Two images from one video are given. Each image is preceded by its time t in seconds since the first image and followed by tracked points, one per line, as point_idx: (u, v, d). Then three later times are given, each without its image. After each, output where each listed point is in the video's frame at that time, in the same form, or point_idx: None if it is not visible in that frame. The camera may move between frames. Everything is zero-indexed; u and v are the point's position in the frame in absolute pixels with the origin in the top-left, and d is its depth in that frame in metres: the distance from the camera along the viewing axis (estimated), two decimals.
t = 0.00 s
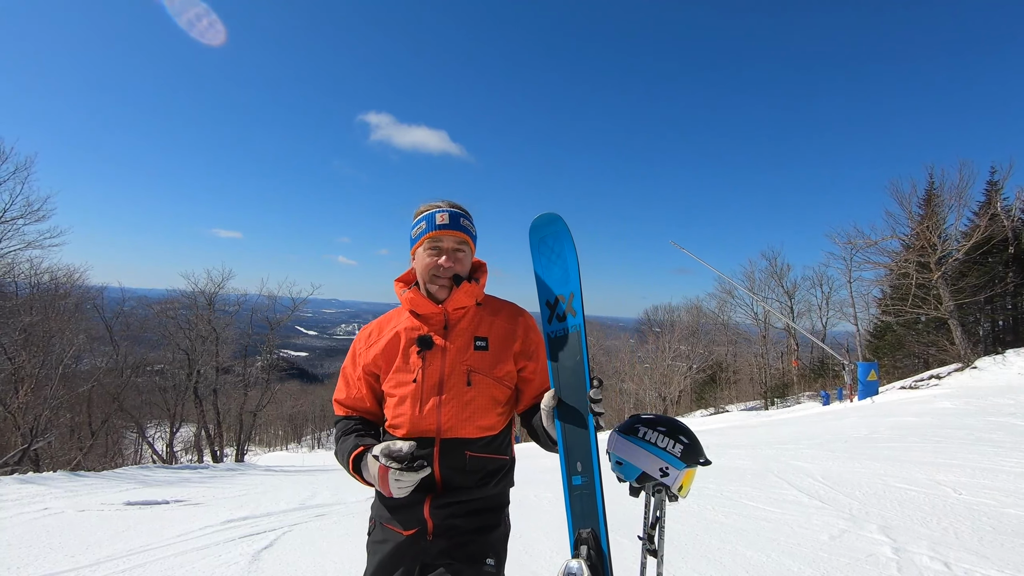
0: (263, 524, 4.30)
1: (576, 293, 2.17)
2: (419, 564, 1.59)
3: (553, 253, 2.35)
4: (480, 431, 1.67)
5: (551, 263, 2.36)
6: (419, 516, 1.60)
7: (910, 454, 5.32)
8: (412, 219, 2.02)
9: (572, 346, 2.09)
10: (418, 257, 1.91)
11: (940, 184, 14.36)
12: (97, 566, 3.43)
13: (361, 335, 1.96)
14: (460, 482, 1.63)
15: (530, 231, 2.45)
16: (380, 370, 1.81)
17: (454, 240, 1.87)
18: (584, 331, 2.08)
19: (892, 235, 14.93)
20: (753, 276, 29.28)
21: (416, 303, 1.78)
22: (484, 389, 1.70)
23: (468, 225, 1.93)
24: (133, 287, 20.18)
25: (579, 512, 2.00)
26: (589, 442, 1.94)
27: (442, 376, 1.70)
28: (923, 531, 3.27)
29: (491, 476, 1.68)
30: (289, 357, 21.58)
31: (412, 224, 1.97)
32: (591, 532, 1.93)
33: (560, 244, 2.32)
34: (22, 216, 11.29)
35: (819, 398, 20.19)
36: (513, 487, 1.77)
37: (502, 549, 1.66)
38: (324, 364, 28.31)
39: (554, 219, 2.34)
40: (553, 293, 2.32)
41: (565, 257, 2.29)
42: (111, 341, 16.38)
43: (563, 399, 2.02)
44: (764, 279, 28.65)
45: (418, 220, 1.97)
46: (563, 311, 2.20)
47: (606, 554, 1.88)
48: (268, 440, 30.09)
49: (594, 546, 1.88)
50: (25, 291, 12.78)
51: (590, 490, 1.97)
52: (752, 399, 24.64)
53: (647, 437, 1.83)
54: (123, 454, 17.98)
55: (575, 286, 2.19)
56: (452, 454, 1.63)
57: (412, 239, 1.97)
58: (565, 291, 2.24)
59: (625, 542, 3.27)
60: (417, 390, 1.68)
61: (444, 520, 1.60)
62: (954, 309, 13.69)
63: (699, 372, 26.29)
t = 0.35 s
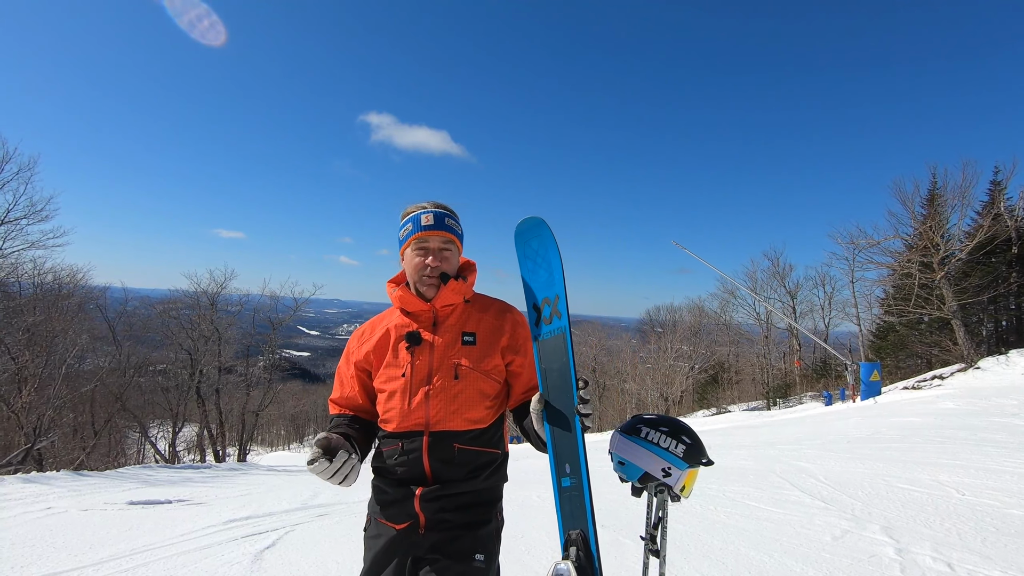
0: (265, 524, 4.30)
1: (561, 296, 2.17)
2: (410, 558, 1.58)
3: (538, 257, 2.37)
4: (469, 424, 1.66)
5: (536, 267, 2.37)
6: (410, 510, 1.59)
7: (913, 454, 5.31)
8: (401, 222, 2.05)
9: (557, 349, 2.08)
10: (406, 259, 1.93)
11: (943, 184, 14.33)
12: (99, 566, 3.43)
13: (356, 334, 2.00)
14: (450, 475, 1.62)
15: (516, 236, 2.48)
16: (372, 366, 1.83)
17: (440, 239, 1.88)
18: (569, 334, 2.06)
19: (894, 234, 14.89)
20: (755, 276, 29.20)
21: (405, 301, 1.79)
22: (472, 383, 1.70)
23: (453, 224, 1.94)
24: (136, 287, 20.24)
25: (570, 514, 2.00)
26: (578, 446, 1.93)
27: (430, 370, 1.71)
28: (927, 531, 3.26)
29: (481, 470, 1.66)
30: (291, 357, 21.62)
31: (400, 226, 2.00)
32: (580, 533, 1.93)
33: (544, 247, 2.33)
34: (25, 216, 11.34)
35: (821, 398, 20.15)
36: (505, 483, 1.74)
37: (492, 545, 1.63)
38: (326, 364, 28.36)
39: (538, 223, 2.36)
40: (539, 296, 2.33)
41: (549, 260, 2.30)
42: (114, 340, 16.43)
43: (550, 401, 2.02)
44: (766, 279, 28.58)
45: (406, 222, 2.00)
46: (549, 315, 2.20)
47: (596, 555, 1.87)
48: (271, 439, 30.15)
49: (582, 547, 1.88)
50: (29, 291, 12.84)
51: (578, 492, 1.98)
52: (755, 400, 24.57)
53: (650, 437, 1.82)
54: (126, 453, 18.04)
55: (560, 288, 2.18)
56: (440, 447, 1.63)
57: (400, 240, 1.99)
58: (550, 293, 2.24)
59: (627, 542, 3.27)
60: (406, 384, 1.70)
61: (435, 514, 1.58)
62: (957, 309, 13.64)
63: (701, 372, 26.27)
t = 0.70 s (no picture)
0: (267, 523, 4.31)
1: (561, 294, 2.18)
2: (423, 558, 1.60)
3: (538, 254, 2.37)
4: (473, 420, 1.66)
5: (537, 264, 2.37)
6: (418, 510, 1.60)
7: (916, 454, 5.30)
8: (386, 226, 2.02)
9: (558, 347, 2.08)
10: (394, 264, 1.92)
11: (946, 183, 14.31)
12: (101, 565, 3.44)
13: (352, 337, 1.96)
14: (456, 473, 1.63)
15: (516, 235, 2.50)
16: (370, 371, 1.81)
17: (425, 243, 1.85)
18: (570, 331, 2.06)
19: (897, 234, 14.87)
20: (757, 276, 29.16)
21: (401, 302, 1.78)
22: (474, 379, 1.70)
23: (437, 224, 1.89)
24: (138, 288, 20.29)
25: (570, 512, 2.00)
26: (579, 442, 1.94)
27: (431, 370, 1.70)
28: (928, 531, 3.25)
29: (486, 466, 1.68)
30: (293, 356, 21.65)
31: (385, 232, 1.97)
32: (581, 532, 1.92)
33: (545, 245, 2.33)
34: (29, 216, 11.37)
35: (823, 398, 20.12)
36: (509, 475, 1.77)
37: (507, 536, 1.68)
38: (327, 364, 28.39)
39: (538, 221, 2.38)
40: (540, 294, 2.33)
41: (550, 258, 2.30)
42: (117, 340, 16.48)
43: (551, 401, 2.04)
44: (768, 279, 28.53)
45: (389, 226, 1.96)
46: (549, 312, 2.21)
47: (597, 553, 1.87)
48: (273, 439, 30.22)
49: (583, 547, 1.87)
50: (31, 291, 12.88)
51: (579, 489, 1.98)
52: (757, 399, 24.56)
53: (651, 437, 1.82)
54: (128, 453, 18.10)
55: (561, 286, 2.18)
56: (446, 445, 1.63)
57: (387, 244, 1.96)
58: (550, 291, 2.24)
59: (629, 541, 3.26)
60: (408, 384, 1.69)
61: (445, 512, 1.60)
62: (960, 309, 13.59)
63: (703, 372, 26.27)
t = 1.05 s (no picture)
0: (270, 522, 4.32)
1: (570, 293, 2.20)
2: (427, 565, 1.59)
3: (547, 254, 2.38)
4: (482, 426, 1.67)
5: (545, 263, 2.38)
6: (424, 517, 1.60)
7: (918, 454, 5.28)
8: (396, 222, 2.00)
9: (567, 347, 2.10)
10: (405, 261, 1.90)
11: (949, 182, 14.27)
12: (104, 563, 3.45)
13: (355, 333, 1.94)
14: (462, 479, 1.64)
15: (525, 233, 2.50)
16: (377, 370, 1.79)
17: (440, 239, 1.85)
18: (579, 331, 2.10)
19: (900, 233, 14.83)
20: (760, 275, 29.08)
21: (412, 301, 1.76)
22: (484, 384, 1.71)
23: (452, 222, 1.89)
24: (141, 287, 20.34)
25: (577, 513, 1.99)
26: (586, 440, 1.94)
27: (441, 373, 1.69)
28: (931, 531, 3.25)
29: (491, 473, 1.68)
30: (296, 355, 21.67)
31: (396, 228, 1.96)
32: (588, 531, 1.93)
33: (554, 244, 2.35)
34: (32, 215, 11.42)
35: (826, 397, 20.09)
36: (511, 482, 1.78)
37: (511, 545, 1.69)
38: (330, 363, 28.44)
39: (549, 220, 2.39)
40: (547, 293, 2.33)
41: (559, 258, 2.32)
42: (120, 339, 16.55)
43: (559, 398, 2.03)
44: (770, 278, 28.46)
45: (402, 221, 1.94)
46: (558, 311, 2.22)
47: (604, 552, 1.87)
48: (275, 437, 30.29)
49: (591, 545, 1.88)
50: (35, 289, 12.94)
51: (586, 489, 1.97)
52: (759, 399, 24.53)
53: (655, 436, 1.82)
54: (131, 451, 18.16)
55: (570, 286, 2.21)
56: (453, 450, 1.63)
57: (398, 240, 1.94)
58: (559, 291, 2.26)
59: (631, 540, 3.26)
60: (417, 387, 1.67)
61: (449, 519, 1.60)
62: (963, 308, 13.56)
63: (705, 371, 26.24)
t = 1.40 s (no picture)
0: (273, 519, 4.33)
1: (561, 297, 2.18)
2: (432, 563, 1.59)
3: (537, 258, 2.36)
4: (490, 427, 1.71)
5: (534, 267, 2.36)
6: (430, 516, 1.59)
7: (922, 451, 5.27)
8: (404, 216, 1.95)
9: (557, 350, 2.08)
10: (417, 257, 1.87)
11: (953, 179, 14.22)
12: (109, 559, 3.47)
13: (356, 331, 1.85)
14: (471, 478, 1.66)
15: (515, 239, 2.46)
16: (384, 370, 1.74)
17: (454, 235, 1.83)
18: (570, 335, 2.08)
19: (903, 230, 14.78)
20: (763, 272, 29.02)
21: (427, 301, 1.73)
22: (494, 386, 1.73)
23: (464, 218, 1.88)
24: (144, 285, 20.39)
25: (571, 509, 1.97)
26: (579, 440, 1.93)
27: (454, 374, 1.69)
28: (935, 529, 3.24)
29: (497, 471, 1.73)
30: (298, 353, 21.71)
31: (406, 223, 1.91)
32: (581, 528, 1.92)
33: (544, 251, 2.32)
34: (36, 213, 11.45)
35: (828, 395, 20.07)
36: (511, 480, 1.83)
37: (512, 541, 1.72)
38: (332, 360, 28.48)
39: (537, 226, 2.36)
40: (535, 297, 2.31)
41: (549, 263, 2.30)
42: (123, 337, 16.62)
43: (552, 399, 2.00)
44: (773, 275, 28.40)
45: (411, 217, 1.90)
46: (549, 314, 2.19)
47: (598, 548, 1.85)
48: (278, 435, 30.38)
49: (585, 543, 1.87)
50: (38, 287, 13.00)
51: (580, 487, 1.96)
52: (761, 396, 24.52)
53: (658, 433, 1.81)
54: (135, 448, 18.23)
55: (561, 289, 2.19)
56: (463, 450, 1.65)
57: (407, 237, 1.91)
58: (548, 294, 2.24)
59: (634, 538, 3.26)
60: (430, 389, 1.66)
61: (456, 518, 1.61)
62: (967, 305, 13.51)
63: (707, 369, 26.21)
